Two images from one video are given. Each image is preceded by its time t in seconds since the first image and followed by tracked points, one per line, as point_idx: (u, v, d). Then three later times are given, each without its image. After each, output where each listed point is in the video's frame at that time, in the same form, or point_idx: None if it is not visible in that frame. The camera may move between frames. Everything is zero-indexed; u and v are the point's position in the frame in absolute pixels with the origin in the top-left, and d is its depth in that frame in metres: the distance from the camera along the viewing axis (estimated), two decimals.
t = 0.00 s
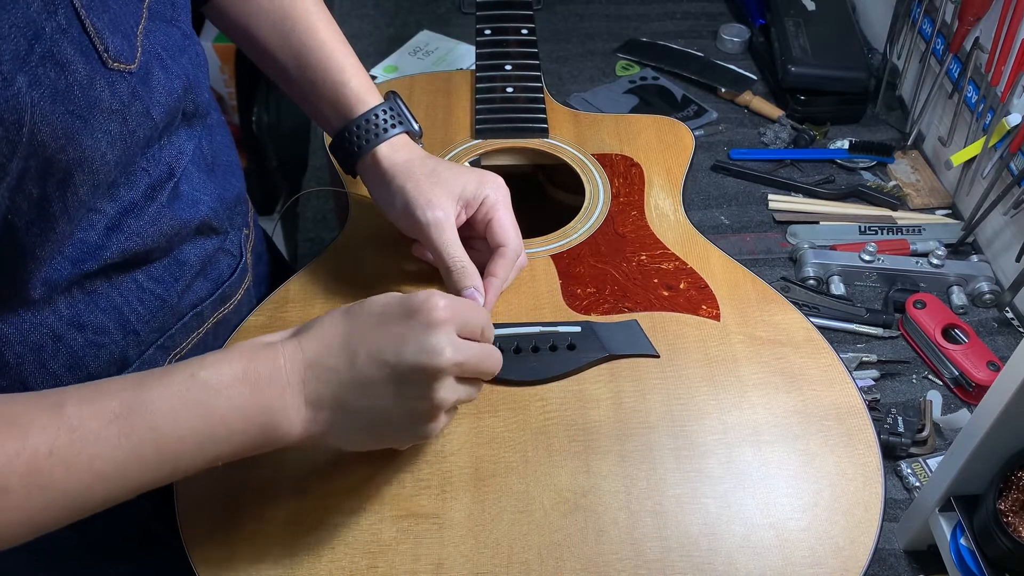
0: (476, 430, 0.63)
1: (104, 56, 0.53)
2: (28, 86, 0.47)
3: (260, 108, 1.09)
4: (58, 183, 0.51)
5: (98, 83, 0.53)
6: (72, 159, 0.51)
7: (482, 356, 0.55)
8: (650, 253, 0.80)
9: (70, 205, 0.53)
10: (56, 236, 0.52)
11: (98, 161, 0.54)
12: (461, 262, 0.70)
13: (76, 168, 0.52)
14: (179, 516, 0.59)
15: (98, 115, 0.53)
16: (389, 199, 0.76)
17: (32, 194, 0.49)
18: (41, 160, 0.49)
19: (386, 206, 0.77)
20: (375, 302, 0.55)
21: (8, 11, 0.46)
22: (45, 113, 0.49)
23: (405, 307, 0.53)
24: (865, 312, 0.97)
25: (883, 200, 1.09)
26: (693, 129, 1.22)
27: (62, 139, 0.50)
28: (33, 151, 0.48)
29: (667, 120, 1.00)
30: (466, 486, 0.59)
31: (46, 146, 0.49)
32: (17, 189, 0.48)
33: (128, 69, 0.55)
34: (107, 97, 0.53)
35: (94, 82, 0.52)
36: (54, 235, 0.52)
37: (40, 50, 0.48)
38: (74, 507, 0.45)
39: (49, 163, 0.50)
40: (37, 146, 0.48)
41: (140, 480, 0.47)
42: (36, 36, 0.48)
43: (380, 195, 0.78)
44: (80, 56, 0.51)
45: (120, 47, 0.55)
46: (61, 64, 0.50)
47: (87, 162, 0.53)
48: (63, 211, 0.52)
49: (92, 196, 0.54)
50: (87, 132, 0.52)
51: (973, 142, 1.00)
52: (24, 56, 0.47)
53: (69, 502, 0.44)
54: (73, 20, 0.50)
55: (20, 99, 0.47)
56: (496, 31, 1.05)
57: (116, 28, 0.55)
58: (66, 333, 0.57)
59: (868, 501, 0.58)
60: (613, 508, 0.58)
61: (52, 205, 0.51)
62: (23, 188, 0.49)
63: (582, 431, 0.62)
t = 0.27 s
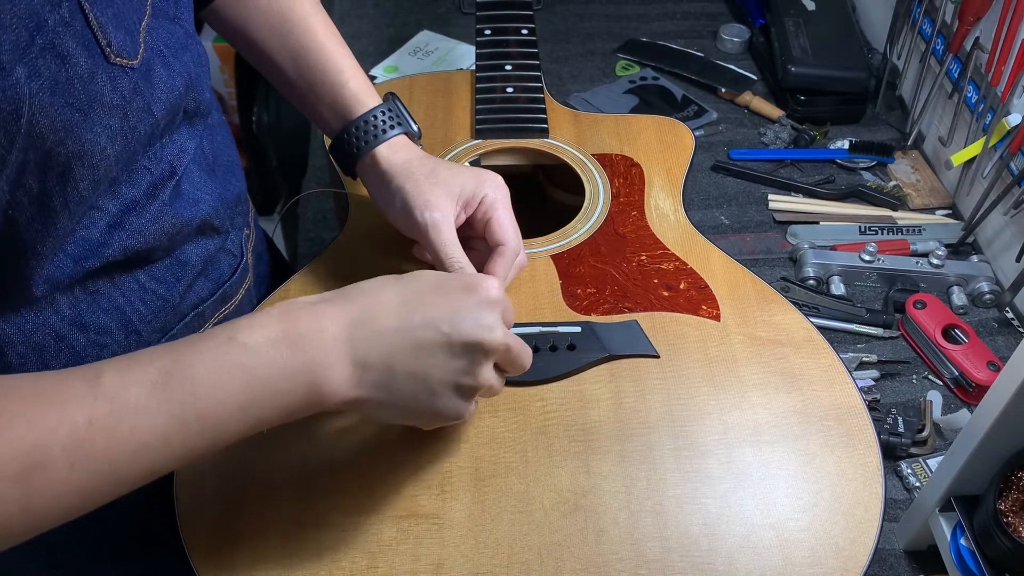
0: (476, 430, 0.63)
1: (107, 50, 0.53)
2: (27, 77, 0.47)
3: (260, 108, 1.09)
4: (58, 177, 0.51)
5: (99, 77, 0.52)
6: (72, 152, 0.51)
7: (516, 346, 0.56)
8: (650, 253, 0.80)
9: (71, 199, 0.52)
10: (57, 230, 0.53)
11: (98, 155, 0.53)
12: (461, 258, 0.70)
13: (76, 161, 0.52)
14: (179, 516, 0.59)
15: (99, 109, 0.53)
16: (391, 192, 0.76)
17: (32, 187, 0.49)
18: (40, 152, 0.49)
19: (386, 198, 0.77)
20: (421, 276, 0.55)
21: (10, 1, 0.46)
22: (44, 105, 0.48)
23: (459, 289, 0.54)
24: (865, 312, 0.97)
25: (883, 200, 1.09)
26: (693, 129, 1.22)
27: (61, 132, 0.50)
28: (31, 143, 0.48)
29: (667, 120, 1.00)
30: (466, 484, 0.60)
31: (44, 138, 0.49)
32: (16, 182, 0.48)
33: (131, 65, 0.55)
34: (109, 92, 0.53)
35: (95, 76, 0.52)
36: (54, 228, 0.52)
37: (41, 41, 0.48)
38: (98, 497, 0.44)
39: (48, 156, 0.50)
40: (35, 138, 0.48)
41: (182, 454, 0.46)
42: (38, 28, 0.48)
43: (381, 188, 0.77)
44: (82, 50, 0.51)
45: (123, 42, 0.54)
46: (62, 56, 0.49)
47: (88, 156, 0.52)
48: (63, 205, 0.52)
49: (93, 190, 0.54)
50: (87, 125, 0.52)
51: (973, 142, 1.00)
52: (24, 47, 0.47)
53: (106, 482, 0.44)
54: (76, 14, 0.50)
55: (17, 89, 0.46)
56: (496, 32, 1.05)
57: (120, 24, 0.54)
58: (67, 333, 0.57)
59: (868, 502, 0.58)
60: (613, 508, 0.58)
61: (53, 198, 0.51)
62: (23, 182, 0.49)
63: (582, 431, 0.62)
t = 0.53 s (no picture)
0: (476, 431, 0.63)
1: (107, 44, 0.53)
2: (23, 66, 0.47)
3: (260, 107, 1.10)
4: (57, 170, 0.50)
5: (99, 70, 0.52)
6: (69, 144, 0.51)
7: (545, 377, 0.55)
8: (650, 254, 0.80)
9: (71, 194, 0.52)
10: (59, 226, 0.52)
11: (96, 148, 0.53)
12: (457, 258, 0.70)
13: (74, 154, 0.51)
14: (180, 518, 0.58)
15: (98, 102, 0.52)
16: (393, 184, 0.76)
17: (31, 180, 0.49)
18: (37, 144, 0.49)
19: (387, 189, 0.76)
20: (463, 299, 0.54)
21: None
22: (42, 96, 0.48)
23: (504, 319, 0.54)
24: (865, 312, 0.97)
25: (883, 200, 1.09)
26: (693, 129, 1.22)
27: (58, 123, 0.50)
28: (28, 133, 0.48)
29: (668, 120, 1.00)
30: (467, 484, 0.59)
31: (41, 129, 0.48)
32: (15, 174, 0.48)
33: (131, 59, 0.55)
34: (108, 85, 0.53)
35: (94, 69, 0.52)
36: (56, 227, 0.52)
37: (39, 30, 0.48)
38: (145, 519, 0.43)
39: (45, 149, 0.49)
40: (31, 128, 0.48)
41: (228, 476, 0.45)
42: (37, 17, 0.47)
43: (382, 179, 0.77)
44: (81, 41, 0.51)
45: (124, 36, 0.54)
46: (61, 47, 0.49)
47: (86, 149, 0.52)
48: (64, 199, 0.52)
49: (93, 185, 0.54)
50: (84, 117, 0.51)
51: (973, 142, 1.00)
52: (22, 36, 0.47)
53: (164, 501, 0.43)
54: (77, 6, 0.50)
55: (14, 77, 0.46)
56: (496, 31, 1.05)
57: (121, 18, 0.54)
58: (71, 333, 0.57)
59: (869, 502, 0.58)
60: (613, 508, 0.58)
61: (52, 191, 0.51)
62: (21, 175, 0.48)
63: (582, 431, 0.62)
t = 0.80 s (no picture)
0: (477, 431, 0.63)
1: (110, 39, 0.53)
2: (19, 54, 0.46)
3: (260, 107, 1.10)
4: (54, 163, 0.50)
5: (100, 64, 0.52)
6: (66, 136, 0.50)
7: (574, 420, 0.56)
8: (651, 254, 0.80)
9: (69, 188, 0.52)
10: (56, 221, 0.52)
11: (95, 143, 0.53)
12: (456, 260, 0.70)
13: (72, 147, 0.51)
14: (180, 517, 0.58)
15: (98, 95, 0.52)
16: (392, 188, 0.76)
17: (27, 173, 0.49)
18: (33, 135, 0.48)
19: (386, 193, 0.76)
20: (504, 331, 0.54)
21: None
22: (39, 86, 0.48)
23: (534, 343, 0.54)
24: (865, 312, 0.97)
25: (883, 200, 1.09)
26: (693, 129, 1.22)
27: (54, 115, 0.49)
28: (23, 122, 0.47)
29: (668, 119, 1.00)
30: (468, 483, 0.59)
31: (37, 119, 0.48)
32: (10, 165, 0.48)
33: (134, 55, 0.55)
34: (110, 79, 0.53)
35: (96, 63, 0.52)
36: (53, 221, 0.52)
37: (40, 21, 0.48)
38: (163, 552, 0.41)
39: (41, 141, 0.49)
40: (26, 118, 0.48)
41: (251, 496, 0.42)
42: (39, 8, 0.47)
43: (381, 183, 0.77)
44: (84, 35, 0.50)
45: (127, 32, 0.54)
46: (62, 38, 0.49)
47: (84, 142, 0.52)
48: (60, 193, 0.51)
49: (92, 181, 0.53)
50: (82, 110, 0.51)
51: (973, 142, 1.00)
52: (22, 25, 0.47)
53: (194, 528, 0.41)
54: None
55: (9, 65, 0.46)
56: (496, 31, 1.05)
57: (125, 14, 0.54)
58: (71, 335, 0.57)
59: (869, 501, 0.58)
60: (613, 508, 0.58)
61: (49, 184, 0.51)
62: (17, 167, 0.48)
63: (582, 431, 0.62)
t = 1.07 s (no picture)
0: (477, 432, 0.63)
1: (117, 27, 0.53)
2: (24, 37, 0.47)
3: (260, 107, 1.10)
4: (58, 151, 0.50)
5: (106, 51, 0.52)
6: (70, 123, 0.51)
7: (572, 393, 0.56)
8: (650, 254, 0.80)
9: (73, 177, 0.52)
10: (60, 211, 0.52)
11: (99, 132, 0.53)
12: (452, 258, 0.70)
13: (75, 135, 0.51)
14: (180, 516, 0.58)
15: (102, 82, 0.53)
16: (388, 185, 0.76)
17: (31, 161, 0.49)
18: (37, 120, 0.49)
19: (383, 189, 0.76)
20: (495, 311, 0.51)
21: None
22: (43, 71, 0.48)
23: (559, 338, 0.52)
24: (865, 312, 0.97)
25: (883, 201, 1.09)
26: (693, 129, 1.22)
27: (57, 99, 0.49)
28: (27, 107, 0.48)
29: (668, 120, 1.00)
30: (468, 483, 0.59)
31: (40, 104, 0.48)
32: (14, 151, 0.48)
33: (142, 45, 0.55)
34: (115, 67, 0.53)
35: (101, 50, 0.52)
36: (57, 211, 0.51)
37: (46, 5, 0.48)
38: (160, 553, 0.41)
39: (45, 126, 0.49)
40: (30, 102, 0.48)
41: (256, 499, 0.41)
42: None
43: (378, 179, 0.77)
44: (90, 21, 0.51)
45: (135, 21, 0.54)
46: (68, 23, 0.50)
47: (87, 130, 0.52)
48: (65, 181, 0.51)
49: (96, 171, 0.53)
50: (86, 98, 0.51)
51: (973, 142, 1.00)
52: (28, 7, 0.47)
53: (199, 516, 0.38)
54: None
55: (12, 47, 0.46)
56: (496, 32, 1.05)
57: (133, 5, 0.55)
58: (76, 337, 0.57)
59: (869, 502, 0.58)
60: (613, 509, 0.58)
61: (54, 172, 0.50)
62: (21, 154, 0.48)
63: (582, 431, 0.62)
